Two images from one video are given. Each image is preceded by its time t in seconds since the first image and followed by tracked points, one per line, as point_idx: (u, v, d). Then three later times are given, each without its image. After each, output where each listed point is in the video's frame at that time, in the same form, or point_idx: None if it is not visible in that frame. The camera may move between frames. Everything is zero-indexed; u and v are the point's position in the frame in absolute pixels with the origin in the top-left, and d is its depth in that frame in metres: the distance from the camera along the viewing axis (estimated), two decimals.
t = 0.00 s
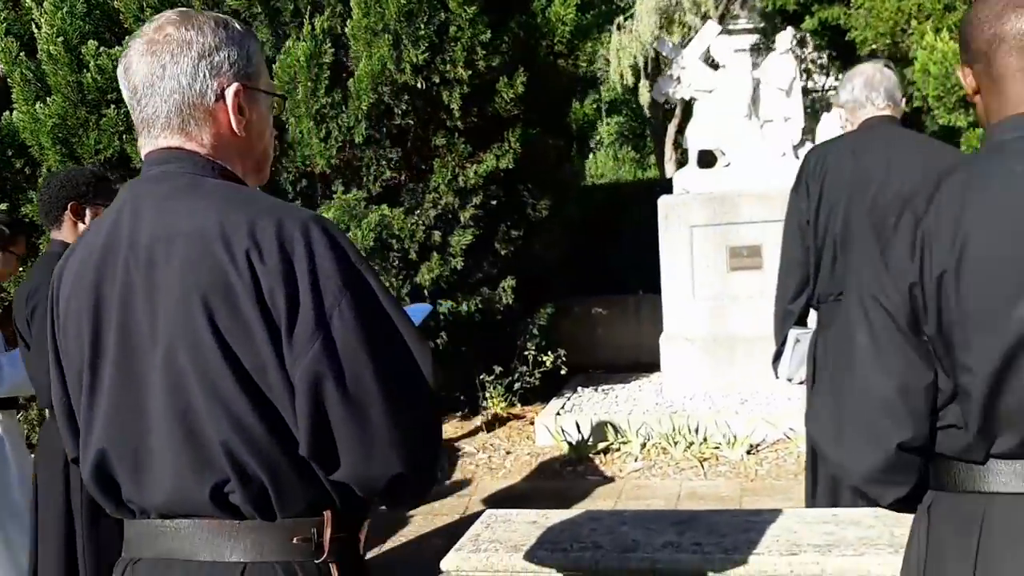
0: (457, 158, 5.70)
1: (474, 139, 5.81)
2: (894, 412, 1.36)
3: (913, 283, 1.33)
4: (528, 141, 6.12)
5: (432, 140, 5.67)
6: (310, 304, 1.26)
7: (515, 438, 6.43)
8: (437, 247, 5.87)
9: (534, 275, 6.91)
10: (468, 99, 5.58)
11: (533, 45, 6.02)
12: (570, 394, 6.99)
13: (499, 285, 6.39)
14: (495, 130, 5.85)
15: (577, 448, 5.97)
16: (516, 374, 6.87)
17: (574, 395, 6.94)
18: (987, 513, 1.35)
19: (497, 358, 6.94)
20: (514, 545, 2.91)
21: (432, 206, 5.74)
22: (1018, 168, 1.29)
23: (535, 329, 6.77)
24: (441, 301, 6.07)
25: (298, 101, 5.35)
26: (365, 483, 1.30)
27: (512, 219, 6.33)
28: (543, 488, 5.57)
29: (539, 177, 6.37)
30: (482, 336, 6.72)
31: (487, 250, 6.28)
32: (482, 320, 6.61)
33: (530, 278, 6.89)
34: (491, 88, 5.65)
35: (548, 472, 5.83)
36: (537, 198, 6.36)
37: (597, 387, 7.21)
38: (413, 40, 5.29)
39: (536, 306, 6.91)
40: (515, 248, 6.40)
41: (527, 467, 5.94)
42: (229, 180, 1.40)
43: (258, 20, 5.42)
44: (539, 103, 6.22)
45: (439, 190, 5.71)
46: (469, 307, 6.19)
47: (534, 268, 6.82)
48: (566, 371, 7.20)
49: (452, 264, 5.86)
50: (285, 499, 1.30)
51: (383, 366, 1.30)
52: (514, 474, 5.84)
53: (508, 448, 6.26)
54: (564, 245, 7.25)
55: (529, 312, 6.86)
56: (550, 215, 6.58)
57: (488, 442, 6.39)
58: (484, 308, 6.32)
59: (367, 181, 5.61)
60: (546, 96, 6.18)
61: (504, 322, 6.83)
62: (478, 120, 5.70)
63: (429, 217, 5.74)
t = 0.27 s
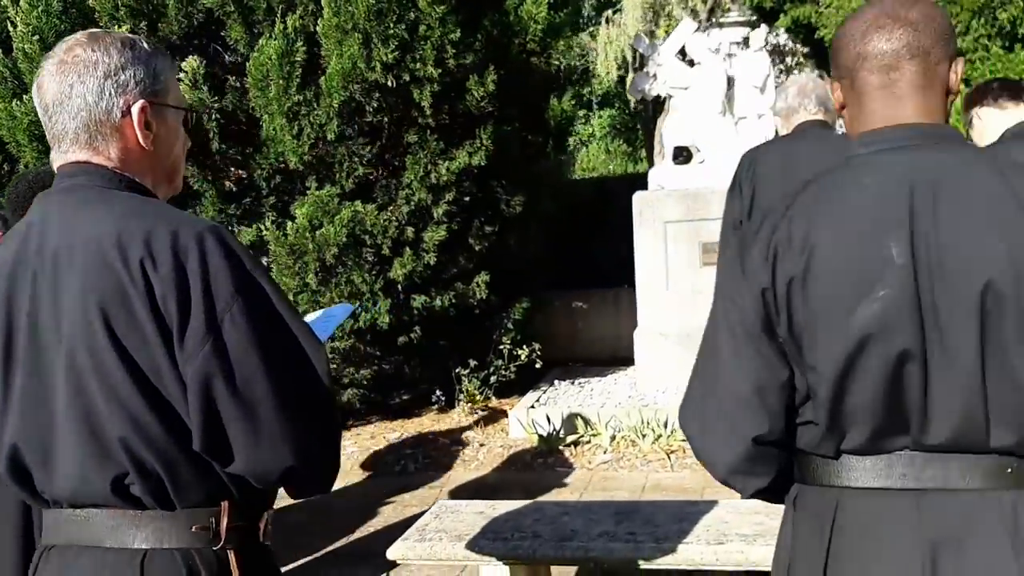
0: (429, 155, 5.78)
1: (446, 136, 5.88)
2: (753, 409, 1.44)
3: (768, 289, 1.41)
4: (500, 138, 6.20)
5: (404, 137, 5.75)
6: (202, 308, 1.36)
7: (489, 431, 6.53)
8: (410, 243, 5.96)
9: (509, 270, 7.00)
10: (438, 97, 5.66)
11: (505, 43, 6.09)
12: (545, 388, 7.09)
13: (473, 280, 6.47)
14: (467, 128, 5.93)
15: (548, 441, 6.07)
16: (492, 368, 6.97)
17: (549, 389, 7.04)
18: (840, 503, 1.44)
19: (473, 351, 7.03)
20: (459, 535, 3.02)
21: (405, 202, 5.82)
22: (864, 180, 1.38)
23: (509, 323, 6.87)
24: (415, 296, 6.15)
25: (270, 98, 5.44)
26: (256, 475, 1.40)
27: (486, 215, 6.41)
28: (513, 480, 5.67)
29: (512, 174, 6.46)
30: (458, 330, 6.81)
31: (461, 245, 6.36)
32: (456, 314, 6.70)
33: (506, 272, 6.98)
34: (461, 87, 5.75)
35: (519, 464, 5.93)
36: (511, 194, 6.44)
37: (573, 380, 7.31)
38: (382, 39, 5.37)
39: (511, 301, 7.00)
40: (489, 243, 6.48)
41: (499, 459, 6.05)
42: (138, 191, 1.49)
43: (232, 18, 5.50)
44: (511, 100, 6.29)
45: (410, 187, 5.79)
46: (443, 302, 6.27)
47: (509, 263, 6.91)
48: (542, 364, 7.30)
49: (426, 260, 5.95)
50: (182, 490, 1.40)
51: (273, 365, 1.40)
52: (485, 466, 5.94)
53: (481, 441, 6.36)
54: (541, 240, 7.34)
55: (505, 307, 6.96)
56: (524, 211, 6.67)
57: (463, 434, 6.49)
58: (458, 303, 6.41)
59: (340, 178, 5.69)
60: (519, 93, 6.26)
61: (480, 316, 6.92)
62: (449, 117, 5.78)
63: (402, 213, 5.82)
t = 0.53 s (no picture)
0: (395, 142, 5.89)
1: (411, 123, 6.01)
2: (602, 379, 1.55)
3: (613, 270, 1.50)
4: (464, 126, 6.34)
5: (368, 124, 5.87)
6: (95, 285, 1.49)
7: (456, 412, 6.69)
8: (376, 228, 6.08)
9: (478, 256, 7.14)
10: (401, 86, 5.78)
11: (469, 33, 6.22)
12: (514, 370, 7.24)
13: (440, 265, 6.60)
14: (430, 115, 6.07)
15: (512, 422, 6.23)
16: (461, 351, 7.12)
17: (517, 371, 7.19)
18: (684, 459, 1.56)
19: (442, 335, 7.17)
20: (396, 507, 3.16)
21: (371, 189, 5.94)
22: (700, 170, 1.46)
23: (476, 308, 7.05)
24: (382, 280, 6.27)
25: (234, 86, 5.55)
26: (150, 438, 1.54)
27: (453, 201, 6.54)
28: (475, 459, 5.83)
29: (477, 161, 6.60)
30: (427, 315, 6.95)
31: (428, 231, 6.49)
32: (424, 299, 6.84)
33: (474, 258, 7.12)
34: (424, 76, 5.87)
35: (483, 444, 6.10)
36: (477, 181, 6.58)
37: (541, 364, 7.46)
38: (345, 28, 5.49)
39: (480, 285, 7.14)
40: (456, 229, 6.62)
41: (463, 439, 6.21)
42: (45, 178, 1.62)
43: (198, 7, 5.60)
44: (476, 89, 6.43)
45: (375, 173, 5.91)
46: (411, 287, 6.40)
47: (476, 249, 7.05)
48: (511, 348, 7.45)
49: (392, 245, 6.08)
50: (82, 451, 1.55)
51: (164, 338, 1.54)
52: (449, 446, 6.11)
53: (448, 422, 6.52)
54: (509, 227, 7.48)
55: (473, 291, 7.10)
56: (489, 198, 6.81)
57: (430, 416, 6.64)
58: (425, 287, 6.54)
59: (306, 164, 5.81)
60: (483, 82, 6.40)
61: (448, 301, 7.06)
62: (413, 106, 5.92)
63: (368, 199, 5.94)
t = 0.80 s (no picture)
0: (374, 125, 5.95)
1: (389, 107, 6.09)
2: (509, 353, 1.63)
3: (517, 250, 1.57)
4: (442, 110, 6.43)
5: (346, 107, 5.94)
6: (24, 266, 1.57)
7: (438, 393, 6.78)
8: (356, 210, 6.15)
9: (459, 239, 7.23)
10: (378, 70, 5.86)
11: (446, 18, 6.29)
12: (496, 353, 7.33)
13: (421, 248, 6.68)
14: (408, 99, 6.15)
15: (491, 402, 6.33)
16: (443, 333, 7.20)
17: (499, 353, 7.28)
18: (587, 427, 1.65)
19: (425, 318, 7.26)
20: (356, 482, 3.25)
21: (350, 171, 5.99)
22: (599, 157, 1.54)
23: (458, 290, 7.09)
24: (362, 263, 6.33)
25: (212, 70, 5.62)
26: (80, 409, 1.64)
27: (433, 184, 6.61)
28: (454, 438, 5.93)
29: (457, 146, 6.68)
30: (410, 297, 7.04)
31: (409, 214, 6.56)
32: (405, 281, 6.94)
33: (456, 242, 7.21)
34: (401, 60, 5.95)
35: (462, 423, 6.20)
36: (457, 165, 6.67)
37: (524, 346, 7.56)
38: (321, 13, 5.55)
39: (461, 269, 7.23)
40: (436, 213, 6.69)
41: (443, 418, 6.33)
42: None
43: None
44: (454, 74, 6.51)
45: (354, 155, 5.96)
46: (392, 269, 6.48)
47: (458, 232, 7.14)
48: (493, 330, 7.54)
49: (372, 228, 6.16)
50: (16, 422, 1.65)
51: (93, 316, 1.63)
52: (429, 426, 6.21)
53: (429, 403, 6.62)
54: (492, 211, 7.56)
55: (455, 274, 7.19)
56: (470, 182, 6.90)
57: (412, 396, 6.74)
58: (406, 270, 6.62)
59: (285, 148, 5.87)
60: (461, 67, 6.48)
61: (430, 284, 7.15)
62: (390, 89, 5.99)
63: (347, 182, 5.99)
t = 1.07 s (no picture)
0: (347, 102, 6.01)
1: (361, 85, 6.15)
2: (399, 324, 1.68)
3: (402, 224, 1.61)
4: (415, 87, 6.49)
5: (318, 84, 6.00)
6: None
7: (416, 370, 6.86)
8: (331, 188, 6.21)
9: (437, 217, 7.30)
10: (349, 47, 5.92)
11: None
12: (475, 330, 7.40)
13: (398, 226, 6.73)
14: (380, 76, 6.21)
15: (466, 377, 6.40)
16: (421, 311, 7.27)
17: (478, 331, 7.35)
18: (477, 397, 1.71)
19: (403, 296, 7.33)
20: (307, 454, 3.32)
21: (324, 149, 6.03)
22: (479, 133, 1.58)
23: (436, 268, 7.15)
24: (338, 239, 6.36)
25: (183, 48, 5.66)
26: None
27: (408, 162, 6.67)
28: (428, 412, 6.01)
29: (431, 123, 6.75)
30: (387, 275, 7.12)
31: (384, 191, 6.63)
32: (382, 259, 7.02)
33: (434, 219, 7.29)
34: (372, 38, 6.02)
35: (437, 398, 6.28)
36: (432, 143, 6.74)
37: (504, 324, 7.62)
38: None
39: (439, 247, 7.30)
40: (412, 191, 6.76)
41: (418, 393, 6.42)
42: None
43: None
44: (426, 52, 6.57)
45: (327, 133, 6.01)
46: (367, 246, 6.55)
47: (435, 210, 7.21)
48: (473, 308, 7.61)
49: (347, 205, 6.22)
50: None
51: None
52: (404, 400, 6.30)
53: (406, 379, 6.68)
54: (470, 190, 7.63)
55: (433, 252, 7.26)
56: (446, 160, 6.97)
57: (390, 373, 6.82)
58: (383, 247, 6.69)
59: (258, 126, 5.89)
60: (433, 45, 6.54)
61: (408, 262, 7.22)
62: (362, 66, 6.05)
63: (321, 160, 6.03)
